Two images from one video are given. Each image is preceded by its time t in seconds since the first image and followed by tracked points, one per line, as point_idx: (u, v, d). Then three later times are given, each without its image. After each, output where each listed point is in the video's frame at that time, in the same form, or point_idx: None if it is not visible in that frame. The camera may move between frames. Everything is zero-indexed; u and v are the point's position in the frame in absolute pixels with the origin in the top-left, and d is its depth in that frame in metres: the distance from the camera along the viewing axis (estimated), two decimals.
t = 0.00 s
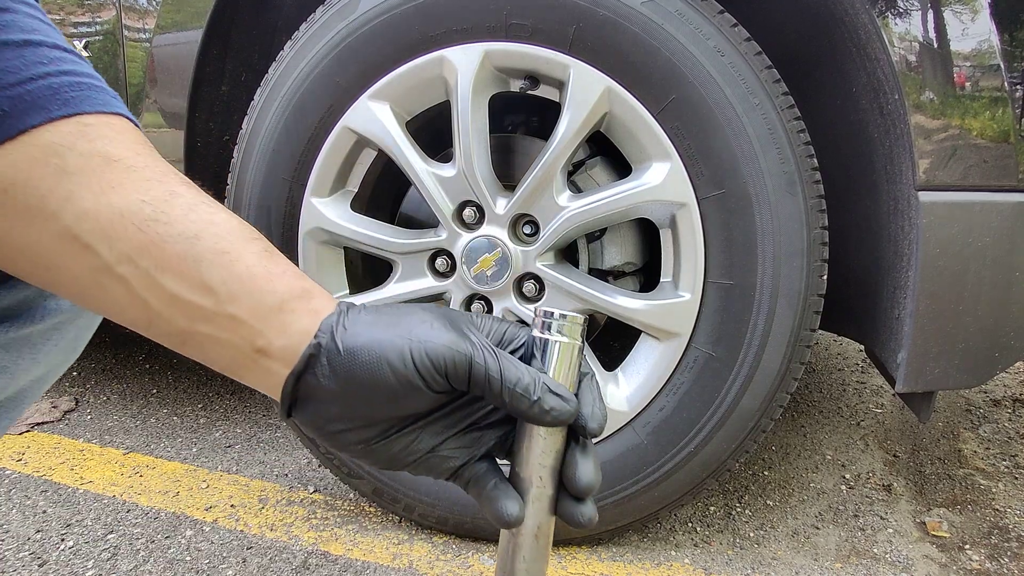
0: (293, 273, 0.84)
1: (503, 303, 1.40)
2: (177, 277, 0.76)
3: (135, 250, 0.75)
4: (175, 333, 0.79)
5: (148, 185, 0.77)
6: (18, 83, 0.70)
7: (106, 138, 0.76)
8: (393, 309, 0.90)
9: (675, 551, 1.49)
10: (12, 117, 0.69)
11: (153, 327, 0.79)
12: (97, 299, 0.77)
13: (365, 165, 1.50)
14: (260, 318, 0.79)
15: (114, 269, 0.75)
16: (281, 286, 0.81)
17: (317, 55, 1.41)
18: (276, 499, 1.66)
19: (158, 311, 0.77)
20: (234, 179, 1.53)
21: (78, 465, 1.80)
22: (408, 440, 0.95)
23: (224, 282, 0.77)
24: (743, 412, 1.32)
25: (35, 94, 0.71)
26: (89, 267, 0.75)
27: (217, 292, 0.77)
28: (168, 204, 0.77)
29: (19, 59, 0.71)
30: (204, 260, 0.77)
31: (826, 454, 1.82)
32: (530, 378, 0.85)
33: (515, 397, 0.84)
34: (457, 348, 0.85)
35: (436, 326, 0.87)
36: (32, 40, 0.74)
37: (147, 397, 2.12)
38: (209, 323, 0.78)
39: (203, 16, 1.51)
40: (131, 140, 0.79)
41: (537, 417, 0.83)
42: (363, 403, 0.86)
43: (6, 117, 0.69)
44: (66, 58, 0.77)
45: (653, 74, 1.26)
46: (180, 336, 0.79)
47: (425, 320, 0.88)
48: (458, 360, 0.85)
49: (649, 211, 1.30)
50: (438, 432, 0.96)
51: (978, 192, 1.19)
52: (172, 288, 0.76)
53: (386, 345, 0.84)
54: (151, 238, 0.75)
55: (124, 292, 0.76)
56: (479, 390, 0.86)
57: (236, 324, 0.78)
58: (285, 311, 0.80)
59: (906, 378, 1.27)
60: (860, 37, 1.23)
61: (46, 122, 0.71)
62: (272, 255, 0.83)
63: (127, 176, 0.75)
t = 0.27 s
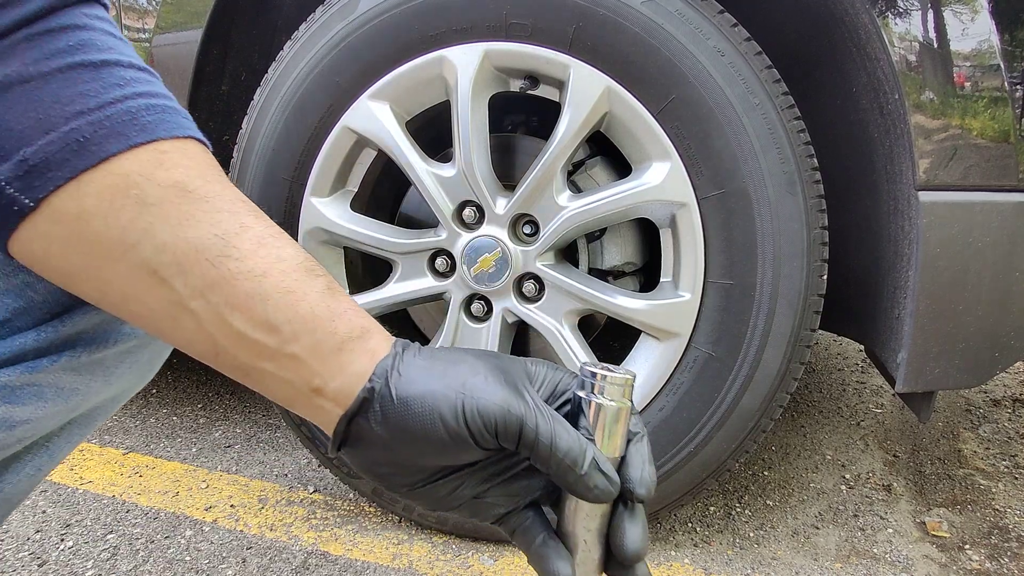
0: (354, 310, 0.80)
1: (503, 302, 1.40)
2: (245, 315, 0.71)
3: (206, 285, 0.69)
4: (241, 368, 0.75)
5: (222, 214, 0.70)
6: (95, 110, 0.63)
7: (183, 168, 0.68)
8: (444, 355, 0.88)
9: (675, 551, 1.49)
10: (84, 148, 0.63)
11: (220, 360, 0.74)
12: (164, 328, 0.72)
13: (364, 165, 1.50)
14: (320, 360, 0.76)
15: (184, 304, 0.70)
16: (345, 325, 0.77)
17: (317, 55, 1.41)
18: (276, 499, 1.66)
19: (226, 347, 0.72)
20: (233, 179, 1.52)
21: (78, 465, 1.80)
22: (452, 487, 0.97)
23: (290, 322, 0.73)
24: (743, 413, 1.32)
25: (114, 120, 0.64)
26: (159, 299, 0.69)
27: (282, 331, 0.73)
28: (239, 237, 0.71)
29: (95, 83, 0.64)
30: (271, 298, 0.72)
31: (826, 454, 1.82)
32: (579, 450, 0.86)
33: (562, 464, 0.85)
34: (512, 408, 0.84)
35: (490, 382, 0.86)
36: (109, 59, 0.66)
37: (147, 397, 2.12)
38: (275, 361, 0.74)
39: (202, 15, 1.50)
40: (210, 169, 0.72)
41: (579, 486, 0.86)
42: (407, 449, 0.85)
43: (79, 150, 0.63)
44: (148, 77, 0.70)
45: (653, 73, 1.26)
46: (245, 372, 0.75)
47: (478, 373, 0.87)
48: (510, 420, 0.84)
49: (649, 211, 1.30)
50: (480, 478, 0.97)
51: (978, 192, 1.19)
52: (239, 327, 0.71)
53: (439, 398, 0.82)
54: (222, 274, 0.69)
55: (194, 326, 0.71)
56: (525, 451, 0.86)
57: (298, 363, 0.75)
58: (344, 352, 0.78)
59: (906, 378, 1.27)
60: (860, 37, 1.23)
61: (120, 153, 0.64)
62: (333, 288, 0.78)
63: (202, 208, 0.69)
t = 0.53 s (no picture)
0: (379, 290, 0.81)
1: (503, 302, 1.40)
2: (263, 291, 0.72)
3: (222, 264, 0.69)
4: (261, 350, 0.75)
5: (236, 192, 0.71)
6: (111, 91, 0.64)
7: (198, 149, 0.69)
8: (480, 337, 0.88)
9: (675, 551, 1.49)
10: (101, 126, 0.63)
11: (238, 346, 0.75)
12: (180, 312, 0.72)
13: (364, 165, 1.50)
14: (341, 339, 0.77)
15: (202, 284, 0.70)
16: (366, 303, 0.78)
17: (317, 55, 1.41)
18: (276, 499, 1.66)
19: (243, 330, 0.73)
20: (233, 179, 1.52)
21: (78, 465, 1.80)
22: (470, 492, 0.97)
23: (310, 300, 0.73)
24: (743, 413, 1.32)
25: (130, 100, 0.65)
26: (175, 282, 0.69)
27: (302, 310, 0.73)
28: (255, 215, 0.72)
29: (112, 66, 0.65)
30: (288, 275, 0.72)
31: (826, 454, 1.82)
32: (614, 447, 0.81)
33: (590, 456, 0.81)
34: (542, 394, 0.83)
35: (522, 366, 0.85)
36: (125, 45, 0.67)
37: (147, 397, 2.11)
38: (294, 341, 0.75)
39: (202, 16, 1.50)
40: (225, 153, 0.72)
41: (609, 487, 0.80)
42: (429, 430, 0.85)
43: (95, 128, 0.63)
44: (163, 65, 0.71)
45: (653, 73, 1.26)
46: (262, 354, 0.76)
47: (510, 357, 0.86)
48: (538, 406, 0.82)
49: (649, 211, 1.30)
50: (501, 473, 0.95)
51: (978, 192, 1.19)
52: (256, 307, 0.72)
53: (463, 377, 0.82)
54: (238, 251, 0.70)
55: (211, 307, 0.71)
56: (552, 441, 0.83)
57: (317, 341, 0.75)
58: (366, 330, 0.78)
59: (906, 378, 1.27)
60: (860, 37, 1.22)
61: (135, 133, 0.65)
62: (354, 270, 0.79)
63: (217, 186, 0.69)
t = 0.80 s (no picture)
0: (381, 247, 0.80)
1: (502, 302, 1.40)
2: (266, 258, 0.72)
3: (225, 237, 0.70)
4: (272, 321, 0.76)
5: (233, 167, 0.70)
6: (100, 72, 0.64)
7: (190, 126, 0.68)
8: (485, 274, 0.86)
9: (675, 551, 1.49)
10: (95, 107, 0.63)
11: (249, 320, 0.75)
12: (189, 294, 0.72)
13: (364, 165, 1.50)
14: (347, 300, 0.77)
15: (207, 259, 0.70)
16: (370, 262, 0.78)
17: (317, 55, 1.41)
18: (276, 499, 1.66)
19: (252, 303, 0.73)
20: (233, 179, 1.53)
21: (77, 465, 1.80)
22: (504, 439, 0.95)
23: (313, 265, 0.73)
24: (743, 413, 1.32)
25: (120, 82, 0.64)
26: (180, 260, 0.70)
27: (307, 276, 0.73)
28: (251, 184, 0.71)
29: (99, 49, 0.65)
30: (291, 242, 0.72)
31: (826, 454, 1.82)
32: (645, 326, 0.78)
33: (627, 341, 0.78)
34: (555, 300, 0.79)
35: (532, 281, 0.82)
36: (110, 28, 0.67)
37: (147, 397, 2.11)
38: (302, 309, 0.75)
39: (202, 16, 1.50)
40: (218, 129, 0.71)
41: (657, 359, 0.77)
42: (468, 372, 0.83)
43: (89, 109, 0.63)
44: (150, 48, 0.71)
45: (653, 73, 1.26)
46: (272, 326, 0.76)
47: (516, 278, 0.83)
48: (560, 313, 0.79)
49: (649, 211, 1.30)
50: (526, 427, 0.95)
51: (978, 192, 1.19)
52: (262, 277, 0.72)
53: (478, 308, 0.80)
54: (238, 224, 0.70)
55: (217, 284, 0.72)
56: (588, 343, 0.80)
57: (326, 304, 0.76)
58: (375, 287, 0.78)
59: (906, 378, 1.27)
60: (860, 37, 1.22)
61: (129, 113, 0.64)
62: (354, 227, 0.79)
63: (213, 160, 0.69)
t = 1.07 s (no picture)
0: (370, 178, 0.80)
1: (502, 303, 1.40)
2: (257, 195, 0.69)
3: (213, 178, 0.67)
4: (270, 261, 0.73)
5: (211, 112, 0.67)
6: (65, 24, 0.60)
7: (161, 74, 0.65)
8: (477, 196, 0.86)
9: (675, 551, 1.49)
10: (66, 60, 0.59)
11: (245, 261, 0.73)
12: (181, 239, 0.69)
13: (364, 165, 1.50)
14: (345, 227, 0.75)
15: (197, 201, 0.67)
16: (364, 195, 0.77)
17: (317, 55, 1.41)
18: (276, 499, 1.66)
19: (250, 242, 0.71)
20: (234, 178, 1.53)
21: (78, 465, 1.80)
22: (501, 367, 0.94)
23: (307, 198, 0.72)
24: (743, 412, 1.32)
25: (88, 31, 0.61)
26: (169, 205, 0.67)
27: (301, 209, 0.72)
28: (234, 124, 0.68)
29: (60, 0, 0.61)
30: (281, 177, 0.70)
31: (826, 454, 1.82)
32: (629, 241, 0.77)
33: (612, 257, 0.77)
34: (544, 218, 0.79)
35: (521, 203, 0.81)
36: None
37: (147, 396, 2.11)
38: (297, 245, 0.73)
39: (202, 16, 1.50)
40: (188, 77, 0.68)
41: (642, 271, 0.76)
42: (460, 297, 0.82)
43: (60, 62, 0.59)
44: None
45: (653, 73, 1.26)
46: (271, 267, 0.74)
47: (509, 199, 0.83)
48: (547, 231, 0.78)
49: (649, 211, 1.31)
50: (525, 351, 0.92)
51: (978, 192, 1.19)
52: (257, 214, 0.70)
53: (469, 229, 0.80)
54: (226, 164, 0.67)
55: (210, 226, 0.69)
56: (574, 263, 0.79)
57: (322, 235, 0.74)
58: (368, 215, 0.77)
59: (906, 378, 1.27)
60: (860, 36, 1.23)
61: (100, 65, 0.61)
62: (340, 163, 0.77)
63: (192, 105, 0.66)
